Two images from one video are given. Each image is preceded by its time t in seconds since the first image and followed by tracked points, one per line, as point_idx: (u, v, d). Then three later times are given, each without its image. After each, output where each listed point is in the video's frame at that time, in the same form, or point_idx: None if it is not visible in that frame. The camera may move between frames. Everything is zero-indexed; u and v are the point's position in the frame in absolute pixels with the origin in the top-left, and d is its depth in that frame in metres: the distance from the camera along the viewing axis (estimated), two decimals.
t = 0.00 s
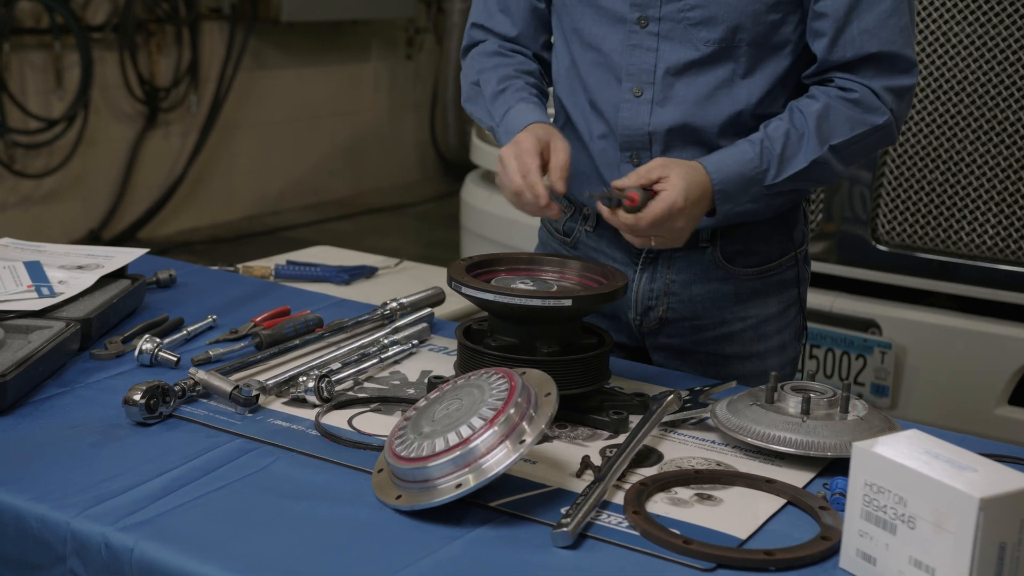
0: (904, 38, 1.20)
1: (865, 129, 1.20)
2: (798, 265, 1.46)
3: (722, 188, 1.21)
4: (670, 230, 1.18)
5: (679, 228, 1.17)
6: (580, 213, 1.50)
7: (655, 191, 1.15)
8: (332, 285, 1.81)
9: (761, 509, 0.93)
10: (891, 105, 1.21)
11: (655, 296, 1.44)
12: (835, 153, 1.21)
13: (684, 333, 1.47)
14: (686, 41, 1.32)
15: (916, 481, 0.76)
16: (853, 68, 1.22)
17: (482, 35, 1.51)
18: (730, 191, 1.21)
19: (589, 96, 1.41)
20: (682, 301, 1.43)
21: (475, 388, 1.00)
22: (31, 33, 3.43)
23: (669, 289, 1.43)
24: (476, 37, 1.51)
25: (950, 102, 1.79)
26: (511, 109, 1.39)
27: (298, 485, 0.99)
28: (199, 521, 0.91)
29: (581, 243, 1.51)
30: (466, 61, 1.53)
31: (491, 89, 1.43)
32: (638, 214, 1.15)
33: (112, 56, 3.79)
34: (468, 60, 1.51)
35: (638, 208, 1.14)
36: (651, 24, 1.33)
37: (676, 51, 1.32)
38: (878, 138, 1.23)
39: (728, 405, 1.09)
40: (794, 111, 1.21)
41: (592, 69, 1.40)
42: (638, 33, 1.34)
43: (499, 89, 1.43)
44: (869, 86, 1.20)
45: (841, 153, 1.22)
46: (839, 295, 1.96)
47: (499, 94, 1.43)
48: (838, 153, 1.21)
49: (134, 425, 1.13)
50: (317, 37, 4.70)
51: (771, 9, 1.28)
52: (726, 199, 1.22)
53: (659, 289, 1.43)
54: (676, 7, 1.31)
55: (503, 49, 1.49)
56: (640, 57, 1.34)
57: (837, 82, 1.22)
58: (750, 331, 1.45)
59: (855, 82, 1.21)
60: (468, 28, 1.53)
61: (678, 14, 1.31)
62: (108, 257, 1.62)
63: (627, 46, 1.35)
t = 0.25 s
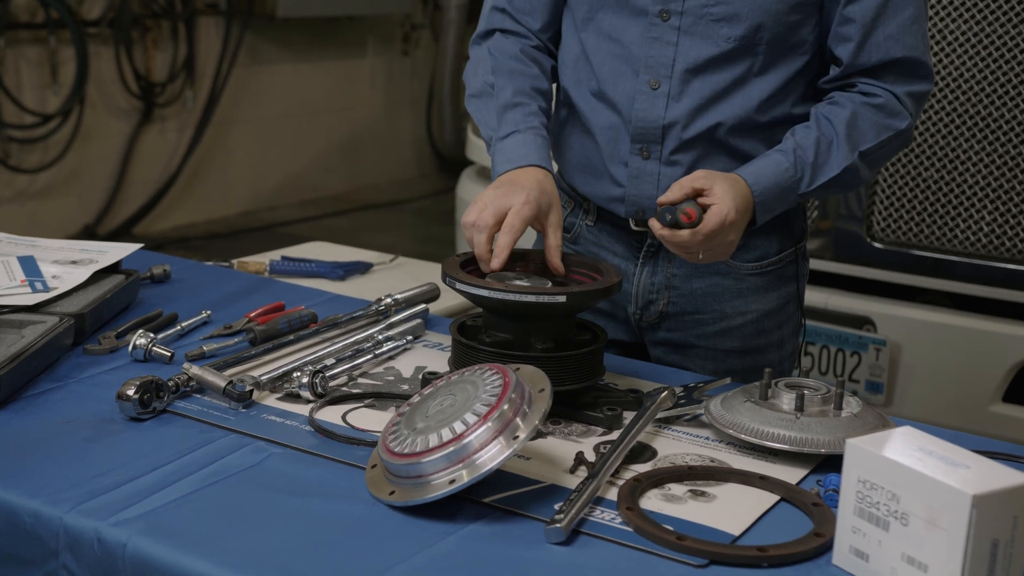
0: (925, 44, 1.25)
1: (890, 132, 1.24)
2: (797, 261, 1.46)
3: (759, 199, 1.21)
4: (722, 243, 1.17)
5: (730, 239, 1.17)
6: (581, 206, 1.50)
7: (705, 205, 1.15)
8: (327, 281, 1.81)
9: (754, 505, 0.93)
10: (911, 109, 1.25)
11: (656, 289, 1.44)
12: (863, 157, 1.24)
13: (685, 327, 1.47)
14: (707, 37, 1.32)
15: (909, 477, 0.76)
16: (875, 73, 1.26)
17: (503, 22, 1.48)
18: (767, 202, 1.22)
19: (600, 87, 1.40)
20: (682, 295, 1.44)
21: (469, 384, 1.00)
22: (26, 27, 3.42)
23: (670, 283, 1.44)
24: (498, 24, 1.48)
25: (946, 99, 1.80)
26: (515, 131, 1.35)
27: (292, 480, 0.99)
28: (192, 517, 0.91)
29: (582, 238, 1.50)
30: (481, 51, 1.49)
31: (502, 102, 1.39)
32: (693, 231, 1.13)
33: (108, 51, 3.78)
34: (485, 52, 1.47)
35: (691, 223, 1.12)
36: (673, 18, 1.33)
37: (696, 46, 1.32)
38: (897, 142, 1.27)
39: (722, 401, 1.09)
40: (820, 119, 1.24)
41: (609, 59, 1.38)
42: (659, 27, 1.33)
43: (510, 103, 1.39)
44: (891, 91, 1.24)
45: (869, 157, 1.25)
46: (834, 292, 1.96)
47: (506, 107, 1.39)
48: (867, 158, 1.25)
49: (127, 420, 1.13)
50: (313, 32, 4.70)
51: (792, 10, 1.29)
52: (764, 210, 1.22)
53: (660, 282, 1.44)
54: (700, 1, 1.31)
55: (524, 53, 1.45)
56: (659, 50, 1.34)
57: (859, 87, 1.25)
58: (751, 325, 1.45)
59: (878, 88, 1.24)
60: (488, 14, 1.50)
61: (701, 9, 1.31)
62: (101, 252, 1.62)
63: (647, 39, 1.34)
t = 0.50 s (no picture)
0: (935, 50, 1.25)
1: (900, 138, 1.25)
2: (801, 262, 1.46)
3: (770, 201, 1.21)
4: (734, 245, 1.17)
5: (741, 242, 1.17)
6: (584, 206, 1.50)
7: (717, 206, 1.15)
8: (323, 280, 1.81)
9: (748, 505, 0.93)
10: (921, 115, 1.26)
11: (661, 289, 1.44)
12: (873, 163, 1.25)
13: (689, 327, 1.47)
14: (722, 37, 1.32)
15: (902, 478, 0.76)
16: (887, 78, 1.26)
17: (514, 17, 1.46)
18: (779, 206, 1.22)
19: (611, 84, 1.39)
20: (688, 295, 1.44)
21: (462, 383, 1.00)
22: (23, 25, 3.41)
23: (676, 282, 1.44)
24: (508, 19, 1.46)
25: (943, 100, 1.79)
26: (517, 137, 1.35)
27: (286, 479, 0.99)
28: (185, 515, 0.91)
29: (586, 238, 1.50)
30: (489, 47, 1.47)
31: (506, 106, 1.38)
32: (707, 231, 1.13)
33: (105, 49, 3.77)
34: (494, 50, 1.46)
35: (706, 224, 1.12)
36: (688, 17, 1.32)
37: (710, 46, 1.32)
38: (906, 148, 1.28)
39: (716, 401, 1.09)
40: (831, 123, 1.25)
41: (621, 57, 1.38)
42: (673, 26, 1.33)
43: (513, 107, 1.38)
44: (901, 96, 1.25)
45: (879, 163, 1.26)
46: (829, 293, 1.96)
47: (509, 111, 1.38)
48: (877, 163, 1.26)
49: (120, 419, 1.13)
50: (311, 31, 4.69)
51: (808, 13, 1.29)
52: (775, 213, 1.23)
53: (665, 283, 1.44)
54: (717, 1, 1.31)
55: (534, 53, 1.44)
56: (673, 49, 1.34)
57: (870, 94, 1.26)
58: (755, 326, 1.45)
59: (889, 93, 1.25)
60: (499, 9, 1.48)
61: (716, 9, 1.31)
62: (96, 250, 1.61)
63: (661, 37, 1.34)
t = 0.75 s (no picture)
0: (939, 51, 1.25)
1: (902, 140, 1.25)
2: (803, 264, 1.46)
3: (771, 202, 1.21)
4: (734, 247, 1.18)
5: (741, 243, 1.17)
6: (588, 207, 1.50)
7: (717, 208, 1.15)
8: (321, 280, 1.81)
9: (743, 506, 0.93)
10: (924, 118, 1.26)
11: (663, 290, 1.44)
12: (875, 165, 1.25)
13: (690, 329, 1.47)
14: (727, 38, 1.32)
15: (897, 479, 0.76)
16: (889, 80, 1.26)
17: (523, 19, 1.46)
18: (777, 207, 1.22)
19: (614, 84, 1.39)
20: (689, 297, 1.44)
21: (459, 383, 1.00)
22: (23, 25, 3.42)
23: (676, 284, 1.44)
24: (516, 21, 1.46)
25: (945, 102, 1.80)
26: (518, 144, 1.35)
27: (283, 479, 0.99)
28: (182, 515, 0.91)
29: (589, 239, 1.50)
30: (495, 48, 1.47)
31: (509, 112, 1.38)
32: (707, 234, 1.13)
33: (105, 49, 3.78)
34: (500, 52, 1.45)
35: (705, 227, 1.12)
36: (692, 17, 1.32)
37: (715, 47, 1.32)
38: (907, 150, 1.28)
39: (713, 403, 1.10)
40: (834, 124, 1.25)
41: (625, 57, 1.38)
42: (678, 26, 1.33)
43: (516, 114, 1.38)
44: (904, 99, 1.25)
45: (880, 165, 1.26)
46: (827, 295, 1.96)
47: (512, 117, 1.38)
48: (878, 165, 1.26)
49: (118, 418, 1.13)
50: (312, 32, 4.69)
51: (813, 13, 1.29)
52: (775, 214, 1.23)
53: (666, 284, 1.44)
54: (721, 2, 1.31)
55: (540, 59, 1.44)
56: (676, 50, 1.34)
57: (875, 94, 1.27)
58: (756, 328, 1.45)
59: (892, 95, 1.25)
60: (506, 10, 1.48)
61: (720, 9, 1.31)
62: (95, 250, 1.61)
63: (665, 38, 1.34)
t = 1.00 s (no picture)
0: (946, 48, 1.25)
1: (907, 138, 1.25)
2: (811, 264, 1.46)
3: (771, 196, 1.21)
4: (731, 240, 1.17)
5: (739, 237, 1.17)
6: (595, 207, 1.50)
7: (716, 199, 1.14)
8: (327, 279, 1.81)
9: (749, 504, 0.93)
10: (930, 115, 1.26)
11: (671, 289, 1.44)
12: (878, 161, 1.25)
13: (698, 329, 1.47)
14: (734, 36, 1.32)
15: (902, 478, 0.76)
16: (893, 76, 1.26)
17: (526, 23, 1.46)
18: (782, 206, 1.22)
19: (620, 84, 1.39)
20: (697, 296, 1.44)
21: (465, 382, 1.00)
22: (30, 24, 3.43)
23: (684, 284, 1.43)
24: (519, 25, 1.46)
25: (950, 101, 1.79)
26: (519, 144, 1.35)
27: (289, 478, 0.99)
28: (188, 513, 0.91)
29: (596, 239, 1.50)
30: (499, 52, 1.47)
31: (510, 112, 1.38)
32: (705, 225, 1.13)
33: (112, 49, 3.79)
34: (503, 55, 1.45)
35: (703, 217, 1.12)
36: (699, 17, 1.33)
37: (723, 46, 1.32)
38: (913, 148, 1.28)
39: (717, 401, 1.10)
40: (837, 121, 1.25)
41: (632, 57, 1.38)
42: (685, 26, 1.33)
43: (518, 114, 1.38)
44: (909, 96, 1.25)
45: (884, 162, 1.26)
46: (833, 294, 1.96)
47: (513, 117, 1.38)
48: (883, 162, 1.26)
49: (124, 416, 1.13)
50: (317, 32, 4.70)
51: (819, 10, 1.29)
52: (775, 209, 1.22)
53: (675, 283, 1.44)
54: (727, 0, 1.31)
55: (542, 60, 1.44)
56: (684, 49, 1.34)
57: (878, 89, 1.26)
58: (764, 329, 1.45)
59: (896, 91, 1.25)
60: (509, 14, 1.48)
61: (727, 8, 1.31)
62: (101, 249, 1.62)
63: (672, 37, 1.34)
